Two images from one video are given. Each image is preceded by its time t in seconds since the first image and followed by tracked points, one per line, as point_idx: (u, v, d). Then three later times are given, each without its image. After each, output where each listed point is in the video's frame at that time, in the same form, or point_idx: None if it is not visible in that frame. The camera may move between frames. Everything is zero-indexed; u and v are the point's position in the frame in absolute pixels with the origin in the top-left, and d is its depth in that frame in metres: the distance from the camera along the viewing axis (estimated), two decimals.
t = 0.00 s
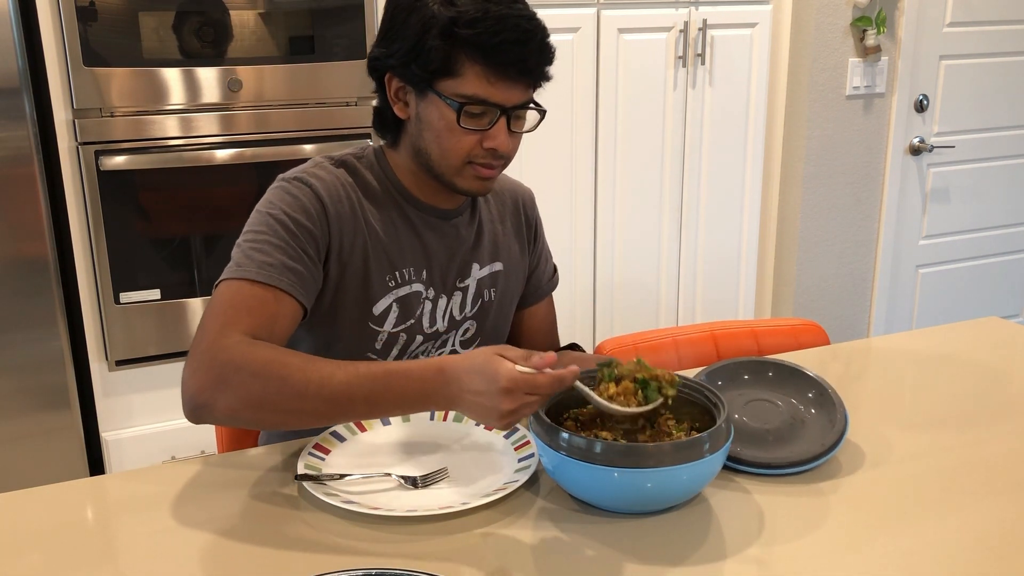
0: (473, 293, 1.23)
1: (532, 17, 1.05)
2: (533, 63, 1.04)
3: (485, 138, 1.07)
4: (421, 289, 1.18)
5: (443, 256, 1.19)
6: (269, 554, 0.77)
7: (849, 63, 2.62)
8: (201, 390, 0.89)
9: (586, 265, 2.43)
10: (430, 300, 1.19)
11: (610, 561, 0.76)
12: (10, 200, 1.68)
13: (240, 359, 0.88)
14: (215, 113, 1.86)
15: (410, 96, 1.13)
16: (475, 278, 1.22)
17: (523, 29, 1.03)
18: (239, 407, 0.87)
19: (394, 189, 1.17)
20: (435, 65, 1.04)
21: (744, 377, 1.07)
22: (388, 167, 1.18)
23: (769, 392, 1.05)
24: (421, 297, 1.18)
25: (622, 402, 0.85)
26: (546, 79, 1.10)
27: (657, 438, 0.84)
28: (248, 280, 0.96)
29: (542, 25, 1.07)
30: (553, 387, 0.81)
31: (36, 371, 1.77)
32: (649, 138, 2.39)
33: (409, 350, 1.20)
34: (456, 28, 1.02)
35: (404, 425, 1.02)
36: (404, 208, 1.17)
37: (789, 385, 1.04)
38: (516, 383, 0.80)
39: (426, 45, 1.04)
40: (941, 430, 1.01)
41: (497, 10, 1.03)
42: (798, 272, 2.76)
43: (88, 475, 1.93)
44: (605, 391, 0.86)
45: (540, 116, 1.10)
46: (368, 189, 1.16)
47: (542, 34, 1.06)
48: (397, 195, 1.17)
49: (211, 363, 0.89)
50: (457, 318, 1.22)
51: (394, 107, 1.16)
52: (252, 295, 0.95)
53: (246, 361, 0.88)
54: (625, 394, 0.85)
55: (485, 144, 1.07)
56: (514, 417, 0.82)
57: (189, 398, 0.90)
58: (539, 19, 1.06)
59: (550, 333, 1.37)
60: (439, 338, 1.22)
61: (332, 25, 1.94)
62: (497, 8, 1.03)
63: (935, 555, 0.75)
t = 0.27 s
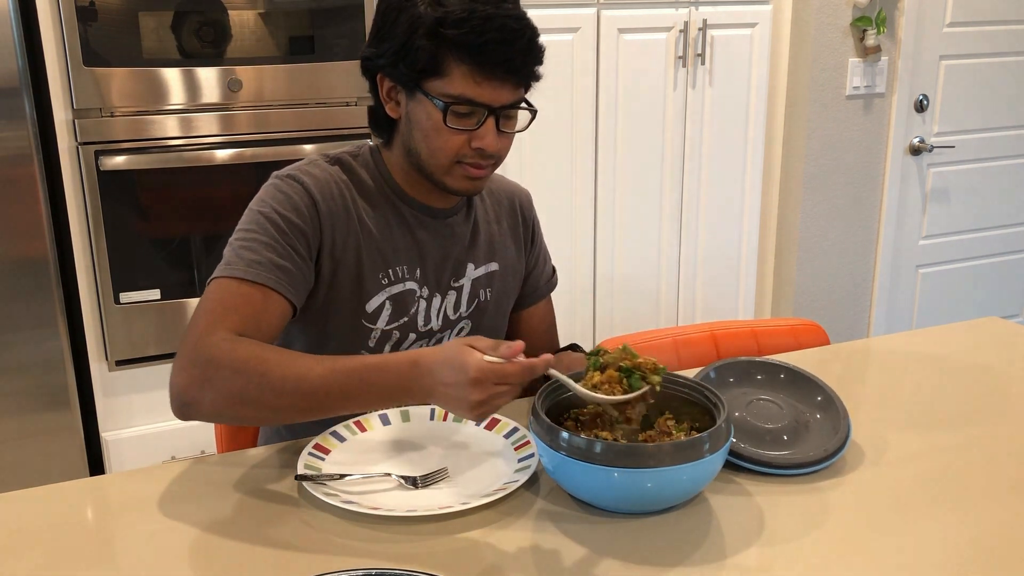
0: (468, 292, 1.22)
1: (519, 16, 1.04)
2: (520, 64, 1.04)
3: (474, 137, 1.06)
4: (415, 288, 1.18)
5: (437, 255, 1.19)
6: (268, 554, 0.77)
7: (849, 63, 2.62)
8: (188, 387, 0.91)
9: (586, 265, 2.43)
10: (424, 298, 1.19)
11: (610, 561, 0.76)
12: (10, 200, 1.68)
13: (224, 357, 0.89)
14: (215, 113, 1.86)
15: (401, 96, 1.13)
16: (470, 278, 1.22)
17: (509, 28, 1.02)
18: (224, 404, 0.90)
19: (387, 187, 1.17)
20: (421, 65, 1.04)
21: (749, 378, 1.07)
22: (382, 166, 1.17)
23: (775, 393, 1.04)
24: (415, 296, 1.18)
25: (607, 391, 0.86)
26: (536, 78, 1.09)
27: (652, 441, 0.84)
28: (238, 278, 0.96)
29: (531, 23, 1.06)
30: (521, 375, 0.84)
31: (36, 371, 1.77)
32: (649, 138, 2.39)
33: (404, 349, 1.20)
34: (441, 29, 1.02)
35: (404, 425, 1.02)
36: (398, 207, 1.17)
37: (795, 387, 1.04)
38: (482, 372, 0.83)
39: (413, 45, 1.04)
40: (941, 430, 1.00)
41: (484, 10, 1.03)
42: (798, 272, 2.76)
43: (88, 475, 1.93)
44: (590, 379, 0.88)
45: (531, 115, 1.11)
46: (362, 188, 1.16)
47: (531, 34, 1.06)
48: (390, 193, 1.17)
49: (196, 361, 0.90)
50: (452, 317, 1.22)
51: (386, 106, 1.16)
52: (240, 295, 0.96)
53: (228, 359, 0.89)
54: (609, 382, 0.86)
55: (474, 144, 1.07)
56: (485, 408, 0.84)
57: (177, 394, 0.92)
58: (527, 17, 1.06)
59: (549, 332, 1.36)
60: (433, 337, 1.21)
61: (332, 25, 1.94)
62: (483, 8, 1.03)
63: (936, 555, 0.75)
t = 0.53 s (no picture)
0: (462, 292, 1.22)
1: (512, 20, 1.04)
2: (511, 67, 1.04)
3: (464, 140, 1.07)
4: (409, 286, 1.18)
5: (430, 254, 1.19)
6: (268, 554, 0.77)
7: (849, 63, 2.62)
8: (185, 382, 0.91)
9: (586, 265, 2.43)
10: (419, 297, 1.19)
11: (610, 561, 0.76)
12: (9, 200, 1.68)
13: (221, 352, 0.89)
14: (215, 113, 1.86)
15: (395, 96, 1.13)
16: (464, 277, 1.22)
17: (501, 32, 1.02)
18: (221, 399, 0.90)
19: (382, 186, 1.17)
20: (414, 68, 1.04)
21: (746, 377, 1.07)
22: (376, 165, 1.18)
23: (771, 391, 1.04)
24: (409, 294, 1.18)
25: (606, 391, 0.86)
26: (528, 82, 1.09)
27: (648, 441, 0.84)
28: (235, 275, 0.97)
29: (524, 27, 1.06)
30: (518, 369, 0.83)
31: (36, 371, 1.77)
32: (649, 139, 2.39)
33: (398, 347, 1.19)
34: (434, 32, 1.02)
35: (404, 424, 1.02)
36: (392, 205, 1.16)
37: (791, 384, 1.04)
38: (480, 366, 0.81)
39: (405, 47, 1.04)
40: (941, 430, 1.00)
41: (476, 14, 1.02)
42: (798, 273, 2.76)
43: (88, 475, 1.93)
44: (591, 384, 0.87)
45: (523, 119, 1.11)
46: (357, 187, 1.16)
47: (523, 37, 1.05)
48: (384, 191, 1.17)
49: (194, 356, 0.90)
50: (446, 316, 1.21)
51: (380, 105, 1.16)
52: (237, 292, 0.96)
53: (225, 353, 0.89)
54: (608, 383, 0.86)
55: (465, 146, 1.07)
56: (482, 400, 0.83)
57: (174, 390, 0.92)
58: (520, 22, 1.05)
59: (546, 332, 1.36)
60: (428, 336, 1.21)
61: (332, 25, 1.94)
62: (475, 11, 1.02)
63: (935, 555, 0.75)
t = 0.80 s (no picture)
0: (462, 290, 1.22)
1: (507, 18, 1.04)
2: (505, 65, 1.03)
3: (460, 137, 1.07)
4: (409, 284, 1.17)
5: (430, 252, 1.19)
6: (268, 553, 0.77)
7: (849, 63, 2.62)
8: (186, 377, 0.90)
9: (586, 265, 2.43)
10: (419, 295, 1.18)
11: (610, 561, 0.76)
12: (9, 199, 1.68)
13: (221, 343, 0.89)
14: (215, 113, 1.86)
15: (392, 95, 1.13)
16: (464, 276, 1.22)
17: (496, 30, 1.02)
18: (222, 392, 0.89)
19: (381, 184, 1.17)
20: (409, 66, 1.04)
21: (748, 378, 1.07)
22: (375, 162, 1.18)
23: (775, 392, 1.04)
24: (409, 292, 1.17)
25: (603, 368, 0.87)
26: (525, 79, 1.09)
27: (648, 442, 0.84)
28: (236, 271, 0.97)
29: (519, 25, 1.05)
30: (516, 349, 0.84)
31: (36, 371, 1.77)
32: (649, 139, 2.39)
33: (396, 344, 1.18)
34: (428, 30, 1.02)
35: (404, 424, 1.02)
36: (392, 204, 1.17)
37: (795, 386, 1.04)
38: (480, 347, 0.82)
39: (401, 46, 1.04)
40: (941, 430, 1.00)
41: (471, 12, 1.02)
42: (798, 273, 2.76)
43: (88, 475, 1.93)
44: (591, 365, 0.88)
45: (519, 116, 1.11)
46: (357, 186, 1.16)
47: (518, 33, 1.05)
48: (384, 190, 1.17)
49: (195, 351, 0.90)
50: (445, 314, 1.21)
51: (378, 104, 1.17)
52: (237, 288, 0.95)
53: (226, 346, 0.89)
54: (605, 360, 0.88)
55: (461, 144, 1.07)
56: (480, 381, 0.84)
57: (175, 384, 0.92)
58: (516, 19, 1.05)
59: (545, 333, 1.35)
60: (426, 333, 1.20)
61: (332, 25, 1.94)
62: (470, 9, 1.02)
63: (934, 555, 0.75)
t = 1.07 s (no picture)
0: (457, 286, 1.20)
1: (493, 18, 1.02)
2: (490, 67, 1.02)
3: (447, 139, 1.06)
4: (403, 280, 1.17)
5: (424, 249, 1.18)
6: (268, 554, 0.77)
7: (849, 63, 2.63)
8: (132, 342, 0.89)
9: (586, 265, 2.43)
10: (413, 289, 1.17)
11: (610, 561, 0.76)
12: (9, 199, 1.68)
13: (169, 310, 0.88)
14: (215, 113, 1.86)
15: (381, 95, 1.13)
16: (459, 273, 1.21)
17: (480, 31, 1.00)
18: (163, 358, 0.88)
19: (374, 180, 1.17)
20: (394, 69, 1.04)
21: (747, 377, 1.07)
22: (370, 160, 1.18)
23: (773, 391, 1.04)
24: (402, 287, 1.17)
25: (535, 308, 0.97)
26: (513, 79, 1.07)
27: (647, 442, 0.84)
28: (205, 254, 0.95)
29: (506, 24, 1.03)
30: (432, 287, 0.81)
31: (36, 371, 1.77)
32: (649, 139, 2.39)
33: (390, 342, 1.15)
34: (412, 33, 1.01)
35: (404, 424, 1.02)
36: (384, 200, 1.17)
37: (794, 385, 1.04)
38: (388, 284, 0.80)
39: (386, 48, 1.04)
40: (941, 430, 1.01)
41: (455, 13, 1.00)
42: (798, 273, 2.76)
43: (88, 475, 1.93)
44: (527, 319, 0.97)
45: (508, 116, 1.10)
46: (351, 182, 1.16)
47: (504, 33, 1.03)
48: (377, 188, 1.17)
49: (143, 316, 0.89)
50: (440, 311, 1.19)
51: (369, 103, 1.16)
52: (205, 268, 0.94)
53: (170, 311, 0.88)
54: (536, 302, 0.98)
55: (447, 145, 1.07)
56: (396, 321, 0.81)
57: (124, 354, 0.91)
58: (502, 18, 1.03)
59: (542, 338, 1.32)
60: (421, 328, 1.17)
61: (332, 25, 1.94)
62: (453, 10, 1.00)
63: (934, 555, 0.75)
